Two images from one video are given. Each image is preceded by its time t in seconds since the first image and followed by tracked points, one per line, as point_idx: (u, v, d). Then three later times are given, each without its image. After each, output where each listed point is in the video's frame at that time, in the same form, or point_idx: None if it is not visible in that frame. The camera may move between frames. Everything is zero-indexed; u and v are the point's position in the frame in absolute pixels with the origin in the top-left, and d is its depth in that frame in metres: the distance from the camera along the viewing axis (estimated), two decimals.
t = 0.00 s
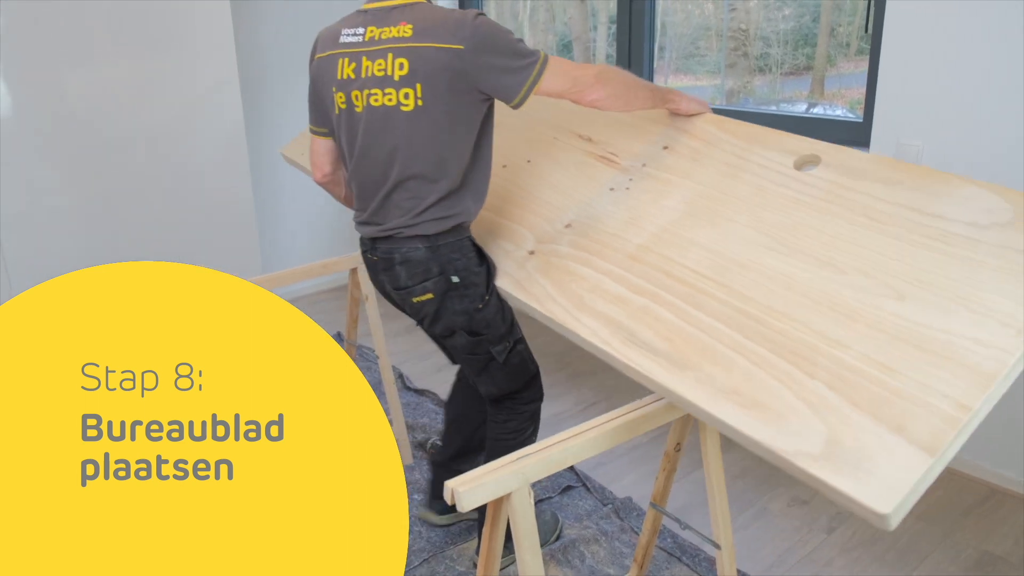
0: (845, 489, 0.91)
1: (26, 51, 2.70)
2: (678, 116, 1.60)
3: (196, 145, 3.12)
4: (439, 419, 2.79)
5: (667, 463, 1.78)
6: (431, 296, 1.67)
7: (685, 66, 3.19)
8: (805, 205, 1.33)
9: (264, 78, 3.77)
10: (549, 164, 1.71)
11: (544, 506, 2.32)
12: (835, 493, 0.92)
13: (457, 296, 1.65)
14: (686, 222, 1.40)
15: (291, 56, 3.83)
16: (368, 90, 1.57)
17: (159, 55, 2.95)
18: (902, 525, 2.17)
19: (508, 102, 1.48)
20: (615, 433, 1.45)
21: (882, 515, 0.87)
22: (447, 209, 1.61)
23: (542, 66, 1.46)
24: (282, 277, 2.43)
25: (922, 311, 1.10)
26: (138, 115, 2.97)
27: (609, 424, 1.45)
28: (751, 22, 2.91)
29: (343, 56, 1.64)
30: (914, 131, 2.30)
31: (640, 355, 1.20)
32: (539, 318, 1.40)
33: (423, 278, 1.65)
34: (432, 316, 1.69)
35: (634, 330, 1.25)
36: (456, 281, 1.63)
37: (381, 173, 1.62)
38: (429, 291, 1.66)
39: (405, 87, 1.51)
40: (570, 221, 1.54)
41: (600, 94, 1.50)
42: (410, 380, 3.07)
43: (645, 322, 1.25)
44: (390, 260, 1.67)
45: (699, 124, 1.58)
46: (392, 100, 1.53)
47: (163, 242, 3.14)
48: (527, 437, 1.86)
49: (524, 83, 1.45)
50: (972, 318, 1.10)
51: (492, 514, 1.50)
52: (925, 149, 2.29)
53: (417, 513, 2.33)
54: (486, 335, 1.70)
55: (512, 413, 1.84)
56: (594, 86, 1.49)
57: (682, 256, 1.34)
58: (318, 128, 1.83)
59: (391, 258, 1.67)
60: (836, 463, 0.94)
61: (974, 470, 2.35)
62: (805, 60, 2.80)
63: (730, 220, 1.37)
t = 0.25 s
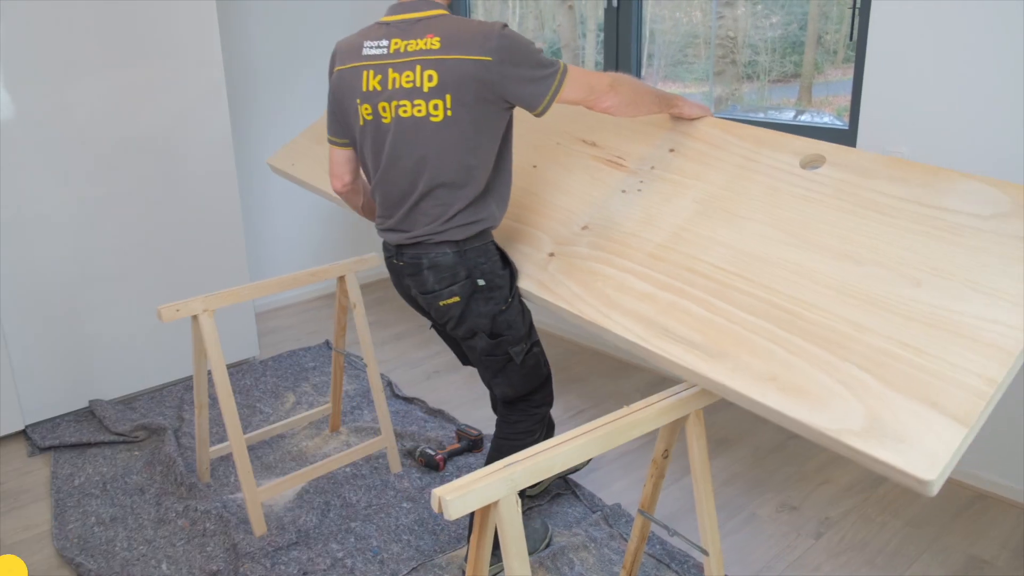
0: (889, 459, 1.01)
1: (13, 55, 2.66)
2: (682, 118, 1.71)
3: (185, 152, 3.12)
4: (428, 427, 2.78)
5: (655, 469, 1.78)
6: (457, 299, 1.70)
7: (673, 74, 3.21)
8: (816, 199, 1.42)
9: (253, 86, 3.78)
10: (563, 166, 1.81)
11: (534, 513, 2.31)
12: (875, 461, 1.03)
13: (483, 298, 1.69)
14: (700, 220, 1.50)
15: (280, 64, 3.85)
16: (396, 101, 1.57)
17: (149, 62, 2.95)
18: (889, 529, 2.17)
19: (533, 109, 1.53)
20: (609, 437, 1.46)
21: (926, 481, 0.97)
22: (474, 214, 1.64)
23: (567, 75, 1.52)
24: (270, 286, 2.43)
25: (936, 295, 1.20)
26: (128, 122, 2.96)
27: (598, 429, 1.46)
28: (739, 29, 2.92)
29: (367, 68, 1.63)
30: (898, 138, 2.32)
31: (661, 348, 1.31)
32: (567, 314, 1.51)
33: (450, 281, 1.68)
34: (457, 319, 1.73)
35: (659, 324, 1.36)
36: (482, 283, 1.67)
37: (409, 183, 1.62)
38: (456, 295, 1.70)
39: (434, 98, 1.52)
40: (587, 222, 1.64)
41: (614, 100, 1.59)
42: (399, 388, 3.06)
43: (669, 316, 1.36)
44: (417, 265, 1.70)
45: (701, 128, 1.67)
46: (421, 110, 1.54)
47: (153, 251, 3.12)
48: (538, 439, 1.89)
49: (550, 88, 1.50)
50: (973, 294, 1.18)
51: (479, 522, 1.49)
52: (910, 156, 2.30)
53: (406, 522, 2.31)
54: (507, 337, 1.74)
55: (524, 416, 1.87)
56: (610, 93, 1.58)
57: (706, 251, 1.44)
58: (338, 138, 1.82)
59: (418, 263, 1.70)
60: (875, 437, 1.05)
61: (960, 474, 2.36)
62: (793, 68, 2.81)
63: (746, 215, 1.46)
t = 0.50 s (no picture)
0: (909, 418, 1.16)
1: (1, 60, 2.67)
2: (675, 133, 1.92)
3: (171, 157, 3.10)
4: (415, 433, 2.77)
5: (641, 474, 1.77)
6: (477, 291, 1.76)
7: (661, 79, 3.21)
8: (805, 199, 1.62)
9: (240, 92, 3.77)
10: (568, 175, 2.00)
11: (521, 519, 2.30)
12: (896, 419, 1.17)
13: (501, 291, 1.76)
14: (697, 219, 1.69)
15: (266, 69, 3.84)
16: (426, 97, 1.63)
17: (134, 67, 2.94)
18: (875, 532, 2.17)
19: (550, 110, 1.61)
20: (594, 443, 1.45)
21: (940, 433, 1.12)
22: (495, 208, 1.72)
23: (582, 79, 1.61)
24: (256, 293, 2.41)
25: (929, 278, 1.37)
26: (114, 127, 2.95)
27: (579, 437, 1.45)
28: (726, 35, 2.93)
29: (395, 67, 1.69)
30: (883, 142, 2.33)
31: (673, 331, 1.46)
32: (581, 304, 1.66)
33: (470, 273, 1.75)
34: (473, 311, 1.78)
35: (673, 311, 1.51)
36: (502, 277, 1.75)
37: (435, 177, 1.69)
38: (475, 287, 1.76)
39: (463, 93, 1.60)
40: (594, 224, 1.83)
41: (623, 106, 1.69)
42: (386, 394, 3.05)
43: (676, 303, 1.52)
44: (439, 256, 1.76)
45: (695, 139, 1.89)
46: (450, 105, 1.61)
47: (139, 257, 3.11)
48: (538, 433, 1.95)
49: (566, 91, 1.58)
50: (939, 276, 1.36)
51: (465, 531, 1.47)
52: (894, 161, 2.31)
53: (393, 528, 2.30)
54: (519, 331, 1.80)
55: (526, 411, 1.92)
56: (621, 99, 1.67)
57: (710, 246, 1.61)
58: (357, 136, 1.86)
59: (439, 255, 1.76)
60: (890, 400, 1.19)
61: (944, 477, 2.36)
62: (779, 73, 2.82)
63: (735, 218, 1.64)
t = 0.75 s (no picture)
0: (902, 377, 1.31)
1: None
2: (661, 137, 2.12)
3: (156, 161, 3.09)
4: (401, 438, 2.76)
5: (627, 477, 1.76)
6: (481, 279, 1.94)
7: (647, 83, 3.20)
8: (791, 199, 1.79)
9: (226, 96, 3.76)
10: (565, 172, 2.14)
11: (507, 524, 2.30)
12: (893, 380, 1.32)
13: (505, 278, 1.93)
14: (685, 210, 1.85)
15: (252, 74, 3.83)
16: (443, 87, 1.80)
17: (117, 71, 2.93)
18: (860, 534, 2.18)
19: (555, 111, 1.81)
20: (579, 446, 1.45)
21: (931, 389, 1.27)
22: (500, 196, 1.89)
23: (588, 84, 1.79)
24: (241, 298, 2.39)
25: (908, 260, 1.55)
26: (97, 131, 2.93)
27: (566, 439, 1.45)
28: (711, 39, 2.94)
29: (416, 58, 1.85)
30: (867, 147, 2.34)
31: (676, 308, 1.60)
32: (588, 287, 1.78)
33: (474, 263, 1.93)
34: (481, 298, 1.97)
35: (673, 288, 1.66)
36: (504, 266, 1.92)
37: (445, 164, 1.85)
38: (480, 275, 1.94)
39: (479, 87, 1.77)
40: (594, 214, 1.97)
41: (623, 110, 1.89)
42: (372, 399, 3.03)
43: (674, 284, 1.67)
44: (445, 247, 1.94)
45: (684, 145, 2.08)
46: (465, 96, 1.78)
47: (122, 261, 3.08)
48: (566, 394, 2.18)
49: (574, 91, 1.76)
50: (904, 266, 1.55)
51: (451, 538, 1.46)
52: (878, 165, 2.32)
53: (379, 534, 2.28)
54: (534, 311, 1.98)
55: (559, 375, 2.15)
56: (623, 104, 1.86)
57: (706, 237, 1.76)
58: (371, 123, 2.03)
59: (446, 245, 1.94)
60: (883, 363, 1.35)
61: (928, 478, 2.37)
62: (764, 78, 2.83)
63: (719, 214, 1.80)
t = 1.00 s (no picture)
0: (895, 371, 1.44)
1: None
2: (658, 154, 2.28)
3: (139, 165, 3.07)
4: (387, 442, 2.75)
5: (613, 482, 1.76)
6: (491, 281, 2.02)
7: (633, 87, 3.21)
8: (780, 210, 1.95)
9: (211, 99, 3.74)
10: (568, 184, 2.27)
11: (491, 529, 2.29)
12: (884, 373, 1.45)
13: (513, 280, 2.02)
14: (684, 219, 2.00)
15: (237, 78, 3.82)
16: (460, 97, 1.87)
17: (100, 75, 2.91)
18: (844, 536, 2.18)
19: (564, 123, 1.92)
20: (565, 450, 1.44)
21: (924, 380, 1.41)
22: (510, 203, 1.98)
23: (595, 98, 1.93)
24: (226, 302, 2.37)
25: (892, 267, 1.71)
26: (80, 134, 2.91)
27: (551, 444, 1.44)
28: (697, 43, 2.95)
29: (432, 68, 1.90)
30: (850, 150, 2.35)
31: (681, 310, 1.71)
32: (593, 288, 1.89)
33: (485, 266, 2.00)
34: (490, 300, 2.04)
35: (676, 291, 1.77)
36: (513, 268, 2.01)
37: (459, 172, 1.93)
38: (489, 277, 2.01)
39: (496, 99, 1.85)
40: (597, 220, 2.10)
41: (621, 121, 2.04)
42: (357, 403, 3.02)
43: (677, 287, 1.78)
44: (455, 251, 2.00)
45: (677, 159, 2.24)
46: (483, 108, 1.86)
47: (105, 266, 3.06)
48: (560, 393, 2.32)
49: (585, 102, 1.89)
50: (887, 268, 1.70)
51: (436, 543, 1.44)
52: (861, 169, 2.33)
53: (364, 539, 2.27)
54: (535, 313, 2.08)
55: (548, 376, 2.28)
56: (621, 115, 2.02)
57: (704, 245, 1.89)
58: (381, 127, 2.04)
59: (456, 249, 2.00)
60: (880, 358, 1.48)
61: (911, 480, 2.38)
62: (749, 82, 2.84)
63: (715, 225, 1.95)
